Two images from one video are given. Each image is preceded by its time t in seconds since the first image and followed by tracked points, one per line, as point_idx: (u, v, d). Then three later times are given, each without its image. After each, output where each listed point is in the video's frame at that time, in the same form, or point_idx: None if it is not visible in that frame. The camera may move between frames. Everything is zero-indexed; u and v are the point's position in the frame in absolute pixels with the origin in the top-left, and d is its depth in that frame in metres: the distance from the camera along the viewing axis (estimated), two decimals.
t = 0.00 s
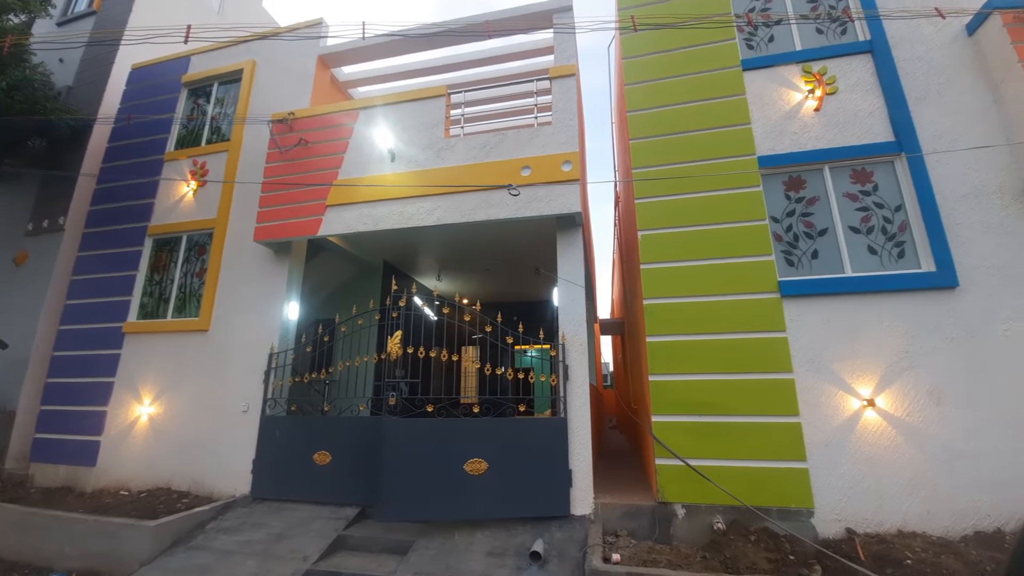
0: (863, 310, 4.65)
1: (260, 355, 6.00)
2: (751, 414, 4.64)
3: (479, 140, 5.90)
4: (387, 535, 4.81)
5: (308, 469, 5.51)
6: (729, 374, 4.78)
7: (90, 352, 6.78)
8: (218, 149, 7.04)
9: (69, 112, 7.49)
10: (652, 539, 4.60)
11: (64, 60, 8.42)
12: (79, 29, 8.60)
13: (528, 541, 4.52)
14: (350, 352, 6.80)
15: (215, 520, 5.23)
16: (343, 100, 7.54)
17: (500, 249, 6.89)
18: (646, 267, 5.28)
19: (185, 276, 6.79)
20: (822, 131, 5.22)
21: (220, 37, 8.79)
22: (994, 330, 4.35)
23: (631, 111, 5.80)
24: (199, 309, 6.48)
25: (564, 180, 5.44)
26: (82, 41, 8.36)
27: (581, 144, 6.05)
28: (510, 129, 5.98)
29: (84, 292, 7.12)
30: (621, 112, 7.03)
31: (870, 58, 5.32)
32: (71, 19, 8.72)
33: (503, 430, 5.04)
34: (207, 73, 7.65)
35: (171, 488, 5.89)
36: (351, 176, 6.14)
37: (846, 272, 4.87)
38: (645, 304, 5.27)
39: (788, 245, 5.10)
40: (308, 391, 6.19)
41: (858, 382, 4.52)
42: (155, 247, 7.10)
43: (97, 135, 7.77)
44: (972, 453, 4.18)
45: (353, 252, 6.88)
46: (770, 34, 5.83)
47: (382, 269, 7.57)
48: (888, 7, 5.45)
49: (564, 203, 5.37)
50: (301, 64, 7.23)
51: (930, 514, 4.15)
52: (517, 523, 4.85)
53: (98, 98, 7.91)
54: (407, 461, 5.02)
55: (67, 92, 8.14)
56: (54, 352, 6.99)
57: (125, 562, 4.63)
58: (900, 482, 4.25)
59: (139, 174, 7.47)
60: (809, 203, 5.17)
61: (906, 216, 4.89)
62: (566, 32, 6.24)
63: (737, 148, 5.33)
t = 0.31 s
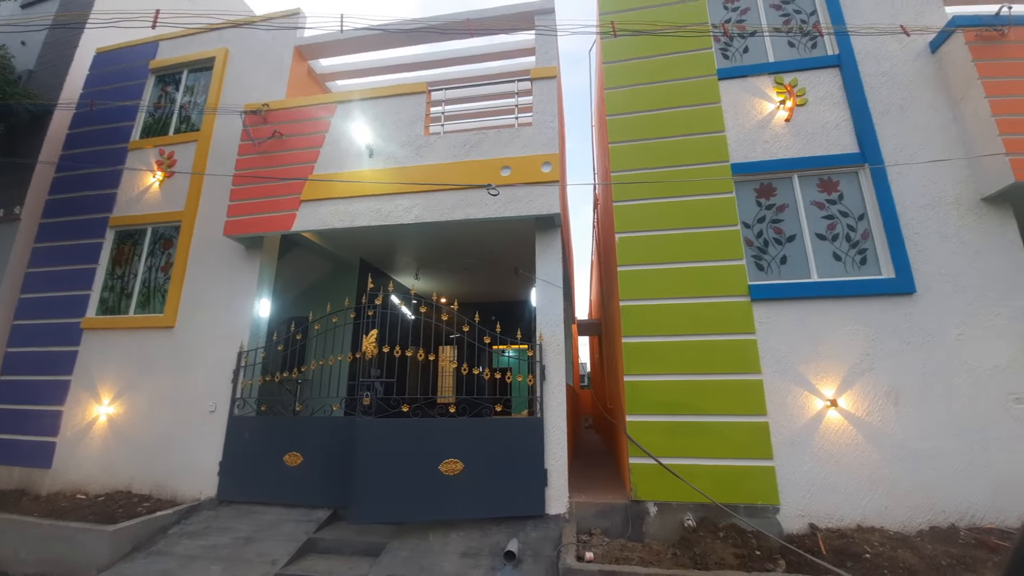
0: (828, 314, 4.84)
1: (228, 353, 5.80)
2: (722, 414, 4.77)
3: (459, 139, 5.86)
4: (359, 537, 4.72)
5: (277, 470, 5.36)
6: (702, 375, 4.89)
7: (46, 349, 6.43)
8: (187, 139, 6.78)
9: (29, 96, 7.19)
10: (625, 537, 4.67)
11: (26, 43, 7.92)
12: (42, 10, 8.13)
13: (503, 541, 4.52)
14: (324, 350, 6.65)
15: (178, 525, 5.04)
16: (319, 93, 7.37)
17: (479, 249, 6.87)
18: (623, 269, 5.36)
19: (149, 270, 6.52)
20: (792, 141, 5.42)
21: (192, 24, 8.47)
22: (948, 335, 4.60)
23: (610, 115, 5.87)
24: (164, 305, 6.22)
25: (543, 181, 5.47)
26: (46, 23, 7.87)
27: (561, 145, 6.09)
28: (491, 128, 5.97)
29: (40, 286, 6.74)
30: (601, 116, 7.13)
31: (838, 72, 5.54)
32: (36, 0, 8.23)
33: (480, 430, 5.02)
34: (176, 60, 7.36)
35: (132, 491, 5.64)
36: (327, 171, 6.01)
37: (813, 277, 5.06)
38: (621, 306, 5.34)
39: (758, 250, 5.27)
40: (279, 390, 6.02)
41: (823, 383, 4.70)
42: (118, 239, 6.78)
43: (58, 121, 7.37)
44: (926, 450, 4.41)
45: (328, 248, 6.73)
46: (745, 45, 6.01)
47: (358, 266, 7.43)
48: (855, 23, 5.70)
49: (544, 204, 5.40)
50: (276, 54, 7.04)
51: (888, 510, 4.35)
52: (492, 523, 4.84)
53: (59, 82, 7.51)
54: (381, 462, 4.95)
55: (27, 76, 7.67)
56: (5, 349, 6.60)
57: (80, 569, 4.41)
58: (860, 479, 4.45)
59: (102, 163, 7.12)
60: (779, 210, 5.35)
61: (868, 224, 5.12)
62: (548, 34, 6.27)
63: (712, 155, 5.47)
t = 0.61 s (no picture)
0: (795, 318, 5.02)
1: (195, 351, 5.60)
2: (694, 414, 4.88)
3: (438, 137, 5.82)
4: (330, 540, 4.63)
5: (246, 472, 5.21)
6: (676, 376, 4.99)
7: None
8: (155, 128, 6.51)
9: None
10: (599, 535, 4.73)
11: None
12: None
13: (478, 542, 4.51)
14: (297, 349, 6.49)
15: (139, 529, 4.83)
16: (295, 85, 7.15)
17: (458, 248, 6.83)
18: (601, 271, 5.42)
19: (111, 264, 6.23)
20: (764, 149, 5.59)
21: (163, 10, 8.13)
22: (906, 338, 4.83)
23: (591, 119, 5.93)
24: (127, 300, 5.96)
25: (523, 182, 5.49)
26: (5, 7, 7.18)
27: (541, 147, 6.12)
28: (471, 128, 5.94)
29: None
30: (581, 119, 7.21)
31: (808, 84, 5.75)
32: None
33: (456, 430, 4.99)
34: (144, 45, 7.05)
35: (90, 495, 5.38)
36: (302, 166, 5.88)
37: (781, 281, 5.24)
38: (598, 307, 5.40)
39: (730, 255, 5.42)
40: (249, 390, 5.85)
41: (789, 384, 4.87)
42: (77, 231, 6.45)
43: (16, 107, 6.99)
44: (885, 449, 4.62)
45: (302, 245, 6.56)
46: (721, 55, 6.18)
47: (334, 264, 7.28)
48: (824, 38, 5.93)
49: (523, 205, 5.42)
50: (249, 44, 6.83)
51: (849, 506, 4.54)
52: (466, 524, 4.82)
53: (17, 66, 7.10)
54: (354, 463, 4.86)
55: None
56: None
57: None
58: (824, 477, 4.63)
59: (62, 151, 6.76)
60: (751, 216, 5.52)
61: (834, 232, 5.33)
62: (530, 36, 6.29)
63: (688, 160, 5.59)
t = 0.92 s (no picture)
0: (767, 321, 5.17)
1: (162, 350, 5.39)
2: (670, 414, 4.97)
3: (420, 136, 5.77)
4: (303, 544, 4.53)
5: (216, 475, 5.05)
6: (653, 377, 5.08)
7: None
8: (124, 117, 6.25)
9: None
10: (576, 535, 4.77)
11: None
12: None
13: (455, 543, 4.48)
14: (271, 348, 6.33)
15: (101, 535, 4.62)
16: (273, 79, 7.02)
17: (439, 248, 6.79)
18: (581, 273, 5.47)
19: (74, 258, 5.95)
20: (739, 157, 5.75)
21: None
22: (871, 342, 5.04)
23: (572, 122, 5.99)
24: (90, 296, 5.70)
25: (504, 183, 5.49)
26: None
27: (523, 148, 6.13)
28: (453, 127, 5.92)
29: None
30: (563, 122, 7.29)
31: (782, 95, 5.94)
32: None
33: (434, 431, 4.95)
34: (114, 31, 6.77)
35: (47, 500, 5.12)
36: (278, 160, 5.74)
37: (755, 286, 5.40)
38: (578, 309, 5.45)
39: (706, 259, 5.55)
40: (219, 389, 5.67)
41: (761, 385, 5.01)
42: (38, 223, 6.15)
43: None
44: (850, 448, 4.81)
45: (277, 241, 6.41)
46: (700, 64, 6.33)
47: (310, 261, 7.13)
48: (798, 51, 6.13)
49: (504, 205, 5.42)
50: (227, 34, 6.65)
51: (816, 503, 4.70)
52: (443, 525, 4.78)
53: None
54: (328, 464, 4.77)
55: None
56: None
57: None
58: (793, 475, 4.78)
59: (23, 138, 6.42)
60: (726, 222, 5.67)
61: (805, 238, 5.52)
62: (513, 37, 6.30)
63: (668, 166, 5.70)
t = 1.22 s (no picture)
0: (742, 323, 5.30)
1: (128, 348, 5.18)
2: (648, 414, 5.04)
3: (401, 132, 5.70)
4: (276, 547, 4.42)
5: (184, 477, 4.88)
6: (632, 377, 5.14)
7: None
8: (90, 105, 5.98)
9: None
10: (553, 534, 4.79)
11: None
12: None
13: (432, 544, 4.44)
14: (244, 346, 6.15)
15: (60, 540, 4.41)
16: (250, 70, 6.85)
17: (420, 246, 6.72)
18: (562, 273, 5.49)
19: (35, 251, 5.67)
20: (717, 162, 5.87)
21: None
22: (839, 344, 5.22)
23: (555, 122, 6.00)
24: (52, 291, 5.44)
25: (486, 182, 5.47)
26: None
27: (506, 148, 6.12)
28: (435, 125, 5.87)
29: None
30: (546, 122, 7.32)
31: (759, 103, 6.09)
32: None
33: (412, 431, 4.89)
34: (82, 16, 6.49)
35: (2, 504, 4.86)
36: (254, 153, 5.59)
37: (730, 288, 5.52)
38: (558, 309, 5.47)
39: (684, 261, 5.65)
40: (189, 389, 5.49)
41: (735, 385, 5.13)
42: None
43: None
44: (819, 446, 4.96)
45: (252, 236, 6.23)
46: (680, 69, 6.44)
47: (286, 258, 6.96)
48: (774, 60, 6.30)
49: (486, 205, 5.40)
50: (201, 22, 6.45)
51: (786, 500, 4.84)
52: (421, 526, 4.74)
53: None
54: (303, 465, 4.66)
55: None
56: None
57: None
58: (765, 473, 4.91)
59: None
60: (704, 225, 5.78)
61: (779, 242, 5.68)
62: (497, 36, 6.29)
63: (649, 169, 5.78)
